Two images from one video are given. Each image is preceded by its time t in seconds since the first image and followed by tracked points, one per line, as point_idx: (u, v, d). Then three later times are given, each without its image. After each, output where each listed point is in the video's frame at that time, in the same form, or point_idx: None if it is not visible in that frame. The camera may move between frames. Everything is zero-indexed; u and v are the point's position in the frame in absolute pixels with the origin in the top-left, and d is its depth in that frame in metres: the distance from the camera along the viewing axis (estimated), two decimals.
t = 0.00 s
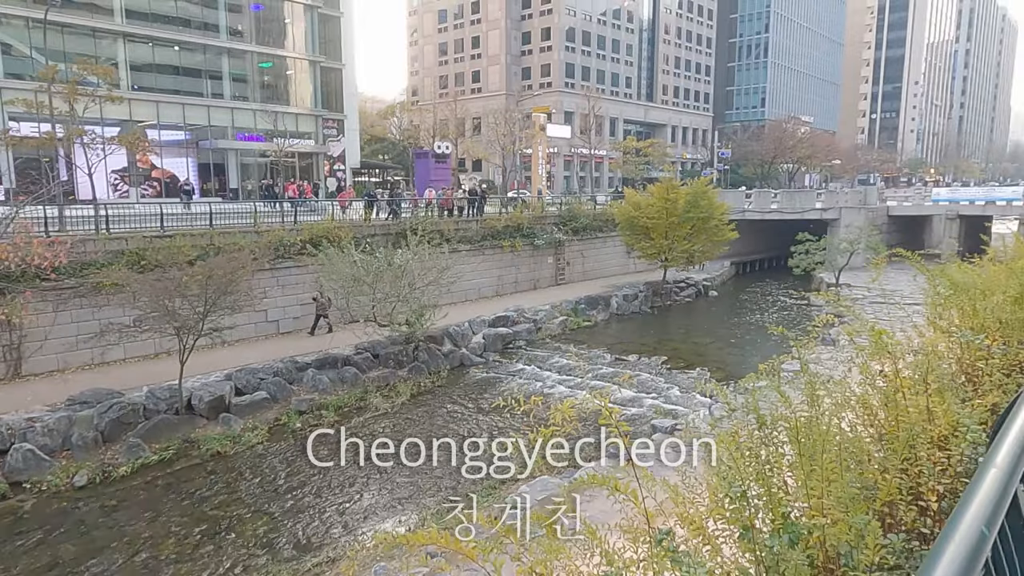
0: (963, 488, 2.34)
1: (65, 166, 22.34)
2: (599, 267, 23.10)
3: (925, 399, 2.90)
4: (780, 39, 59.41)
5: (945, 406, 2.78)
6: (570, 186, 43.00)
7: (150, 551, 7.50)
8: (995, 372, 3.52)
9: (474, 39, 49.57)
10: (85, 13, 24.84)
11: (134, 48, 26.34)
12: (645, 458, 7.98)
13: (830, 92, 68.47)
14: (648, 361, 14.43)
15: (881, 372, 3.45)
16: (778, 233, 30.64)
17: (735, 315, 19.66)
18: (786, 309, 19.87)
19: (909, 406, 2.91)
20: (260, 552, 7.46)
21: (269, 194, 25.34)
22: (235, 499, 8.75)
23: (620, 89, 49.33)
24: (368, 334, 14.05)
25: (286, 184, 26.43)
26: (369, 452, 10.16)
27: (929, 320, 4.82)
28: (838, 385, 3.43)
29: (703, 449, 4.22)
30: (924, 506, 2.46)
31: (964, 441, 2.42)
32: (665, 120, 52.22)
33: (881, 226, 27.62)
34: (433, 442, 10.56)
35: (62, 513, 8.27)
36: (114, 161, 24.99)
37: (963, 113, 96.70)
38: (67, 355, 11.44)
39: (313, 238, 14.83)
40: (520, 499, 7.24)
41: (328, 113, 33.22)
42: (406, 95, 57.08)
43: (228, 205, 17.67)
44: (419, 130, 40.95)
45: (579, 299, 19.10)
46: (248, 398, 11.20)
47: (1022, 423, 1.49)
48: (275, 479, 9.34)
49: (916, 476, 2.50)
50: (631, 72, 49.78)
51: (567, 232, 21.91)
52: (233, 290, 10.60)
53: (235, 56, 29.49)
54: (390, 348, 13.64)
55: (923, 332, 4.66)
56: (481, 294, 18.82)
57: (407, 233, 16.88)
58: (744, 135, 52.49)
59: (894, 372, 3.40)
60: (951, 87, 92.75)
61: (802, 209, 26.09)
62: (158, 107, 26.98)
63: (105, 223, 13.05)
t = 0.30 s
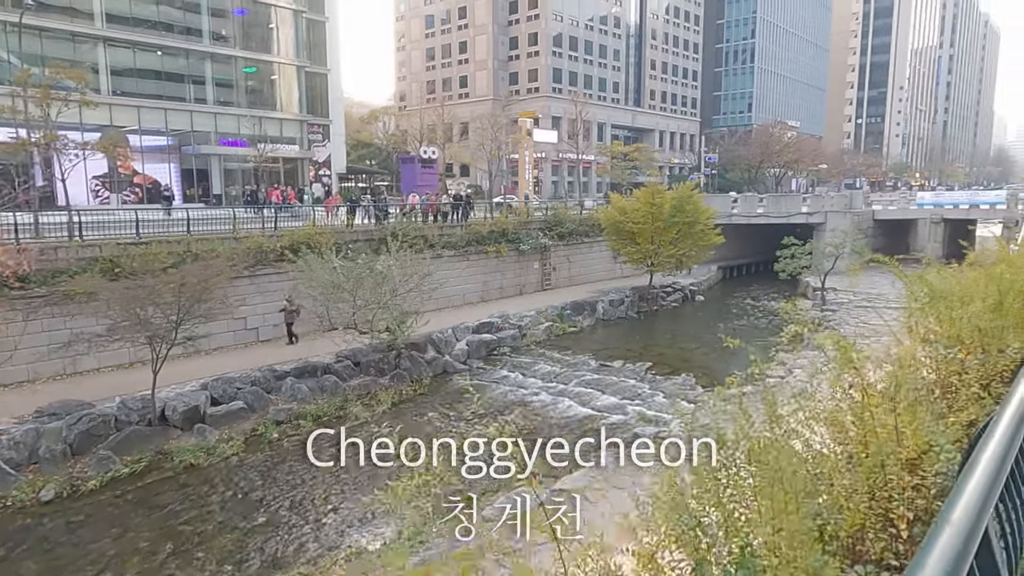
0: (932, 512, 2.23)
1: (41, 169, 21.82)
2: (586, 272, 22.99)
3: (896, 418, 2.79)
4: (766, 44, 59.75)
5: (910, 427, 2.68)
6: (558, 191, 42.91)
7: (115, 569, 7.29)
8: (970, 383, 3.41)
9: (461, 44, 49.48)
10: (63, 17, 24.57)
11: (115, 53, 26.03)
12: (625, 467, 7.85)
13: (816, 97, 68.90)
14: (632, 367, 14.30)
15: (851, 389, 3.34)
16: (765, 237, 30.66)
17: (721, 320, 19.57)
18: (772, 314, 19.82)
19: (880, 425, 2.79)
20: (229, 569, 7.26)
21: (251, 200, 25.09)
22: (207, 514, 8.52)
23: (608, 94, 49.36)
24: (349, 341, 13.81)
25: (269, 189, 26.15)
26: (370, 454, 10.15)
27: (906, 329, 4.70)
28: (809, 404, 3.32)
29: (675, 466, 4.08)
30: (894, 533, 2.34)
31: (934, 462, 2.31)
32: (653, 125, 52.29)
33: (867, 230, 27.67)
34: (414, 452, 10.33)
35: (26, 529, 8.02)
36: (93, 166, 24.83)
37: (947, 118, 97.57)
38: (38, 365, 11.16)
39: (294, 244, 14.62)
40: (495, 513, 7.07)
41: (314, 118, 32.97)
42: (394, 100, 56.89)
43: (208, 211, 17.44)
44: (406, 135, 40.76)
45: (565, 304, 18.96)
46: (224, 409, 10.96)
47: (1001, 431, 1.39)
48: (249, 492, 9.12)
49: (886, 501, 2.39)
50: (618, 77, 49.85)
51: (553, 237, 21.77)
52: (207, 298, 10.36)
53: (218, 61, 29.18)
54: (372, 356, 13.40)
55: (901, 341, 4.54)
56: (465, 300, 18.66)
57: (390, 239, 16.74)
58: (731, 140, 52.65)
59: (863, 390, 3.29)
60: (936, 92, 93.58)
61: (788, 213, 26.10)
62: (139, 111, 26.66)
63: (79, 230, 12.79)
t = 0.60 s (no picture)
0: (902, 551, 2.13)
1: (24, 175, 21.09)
2: (574, 279, 22.85)
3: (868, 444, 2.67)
4: (756, 51, 60.01)
5: (881, 456, 2.53)
6: (548, 197, 42.77)
7: None
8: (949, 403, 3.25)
9: (452, 50, 49.37)
10: (46, 21, 24.28)
11: (99, 57, 25.73)
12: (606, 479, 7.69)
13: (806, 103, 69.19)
14: (619, 375, 14.14)
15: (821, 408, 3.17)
16: (755, 244, 30.61)
17: (710, 327, 19.44)
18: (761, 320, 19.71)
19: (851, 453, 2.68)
20: None
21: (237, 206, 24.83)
22: (178, 529, 8.29)
23: (598, 100, 49.37)
24: (330, 349, 13.56)
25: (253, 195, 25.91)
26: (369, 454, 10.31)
27: (888, 341, 4.55)
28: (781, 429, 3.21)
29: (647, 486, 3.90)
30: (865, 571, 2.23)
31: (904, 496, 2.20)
32: (644, 131, 52.29)
33: (856, 236, 27.65)
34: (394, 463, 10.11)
35: None
36: (78, 172, 24.25)
37: (935, 125, 98.22)
38: (9, 375, 10.89)
39: (275, 250, 14.39)
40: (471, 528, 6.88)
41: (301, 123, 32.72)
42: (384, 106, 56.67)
43: (192, 217, 17.24)
44: (395, 141, 40.57)
45: (552, 311, 18.78)
46: (201, 419, 10.71)
47: (975, 487, 1.34)
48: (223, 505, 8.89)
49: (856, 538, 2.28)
50: (609, 84, 49.86)
51: (541, 243, 21.60)
52: (183, 306, 10.11)
53: (204, 66, 28.95)
54: (354, 364, 13.16)
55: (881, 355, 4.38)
56: (452, 307, 18.48)
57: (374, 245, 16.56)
58: (721, 146, 52.73)
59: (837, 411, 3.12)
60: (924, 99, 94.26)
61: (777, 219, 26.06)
62: (123, 116, 26.35)
63: (54, 236, 12.54)
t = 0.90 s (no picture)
0: None
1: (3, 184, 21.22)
2: (564, 286, 22.73)
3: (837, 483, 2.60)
4: (747, 58, 60.23)
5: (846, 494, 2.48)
6: (541, 203, 42.68)
7: None
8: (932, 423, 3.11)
9: (444, 57, 49.36)
10: (31, 28, 24.04)
11: (85, 64, 25.48)
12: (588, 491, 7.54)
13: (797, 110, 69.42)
14: (608, 384, 14.00)
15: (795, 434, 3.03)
16: (746, 250, 30.57)
17: (701, 334, 19.33)
18: (752, 327, 19.60)
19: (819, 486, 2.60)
20: None
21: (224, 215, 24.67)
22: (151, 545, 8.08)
23: (590, 107, 49.38)
24: (315, 358, 13.35)
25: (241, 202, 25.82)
26: (369, 453, 10.78)
27: (871, 355, 4.41)
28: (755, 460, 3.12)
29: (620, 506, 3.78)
30: None
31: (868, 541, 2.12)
32: (636, 138, 52.34)
33: (847, 242, 27.63)
34: (378, 476, 9.94)
35: None
36: (64, 179, 24.07)
37: (926, 131, 98.85)
38: None
39: (260, 258, 14.22)
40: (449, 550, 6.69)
41: (292, 130, 32.54)
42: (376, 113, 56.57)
43: (176, 224, 17.05)
44: (387, 148, 40.44)
45: (542, 319, 18.63)
46: (180, 431, 10.49)
47: (954, 506, 1.28)
48: (199, 520, 8.69)
49: None
50: (601, 90, 49.91)
51: (531, 250, 21.47)
52: (160, 317, 9.89)
53: (193, 73, 28.66)
54: (338, 374, 12.94)
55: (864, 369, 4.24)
56: (441, 315, 18.32)
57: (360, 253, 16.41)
58: (713, 152, 52.77)
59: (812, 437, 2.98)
60: (915, 105, 94.85)
61: (768, 226, 26.03)
62: (111, 123, 26.13)
63: (32, 245, 12.35)
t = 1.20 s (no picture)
0: None
1: None
2: (557, 294, 22.57)
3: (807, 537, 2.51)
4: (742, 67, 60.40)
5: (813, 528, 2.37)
6: (535, 211, 42.63)
7: None
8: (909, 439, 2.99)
9: (439, 65, 49.31)
10: (21, 33, 23.86)
11: (75, 70, 25.31)
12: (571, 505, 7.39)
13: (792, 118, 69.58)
14: (598, 394, 13.84)
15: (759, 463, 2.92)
16: (740, 257, 30.50)
17: (693, 343, 19.22)
18: (745, 336, 19.47)
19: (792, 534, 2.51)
20: None
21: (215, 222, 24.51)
22: (124, 562, 7.88)
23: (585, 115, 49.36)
24: (299, 367, 13.14)
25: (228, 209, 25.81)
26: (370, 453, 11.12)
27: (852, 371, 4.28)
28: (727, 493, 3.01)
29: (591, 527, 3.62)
30: None
31: None
32: (631, 146, 52.32)
33: (841, 250, 27.55)
34: (360, 488, 9.76)
35: None
36: (53, 186, 23.92)
37: (920, 140, 99.22)
38: None
39: (246, 266, 14.09)
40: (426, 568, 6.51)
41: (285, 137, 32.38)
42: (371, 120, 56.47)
43: (165, 230, 16.87)
44: (382, 155, 40.31)
45: (533, 327, 18.48)
46: (160, 442, 10.29)
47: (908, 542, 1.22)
48: (176, 535, 8.48)
49: None
50: (596, 98, 49.92)
51: (523, 258, 21.33)
52: (138, 326, 9.70)
53: (185, 79, 28.51)
54: (324, 384, 12.75)
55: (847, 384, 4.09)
56: (430, 323, 18.14)
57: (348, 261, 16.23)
58: (708, 160, 52.79)
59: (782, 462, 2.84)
60: (909, 114, 95.27)
61: (762, 234, 25.93)
62: (101, 130, 25.96)
63: (12, 252, 12.15)
